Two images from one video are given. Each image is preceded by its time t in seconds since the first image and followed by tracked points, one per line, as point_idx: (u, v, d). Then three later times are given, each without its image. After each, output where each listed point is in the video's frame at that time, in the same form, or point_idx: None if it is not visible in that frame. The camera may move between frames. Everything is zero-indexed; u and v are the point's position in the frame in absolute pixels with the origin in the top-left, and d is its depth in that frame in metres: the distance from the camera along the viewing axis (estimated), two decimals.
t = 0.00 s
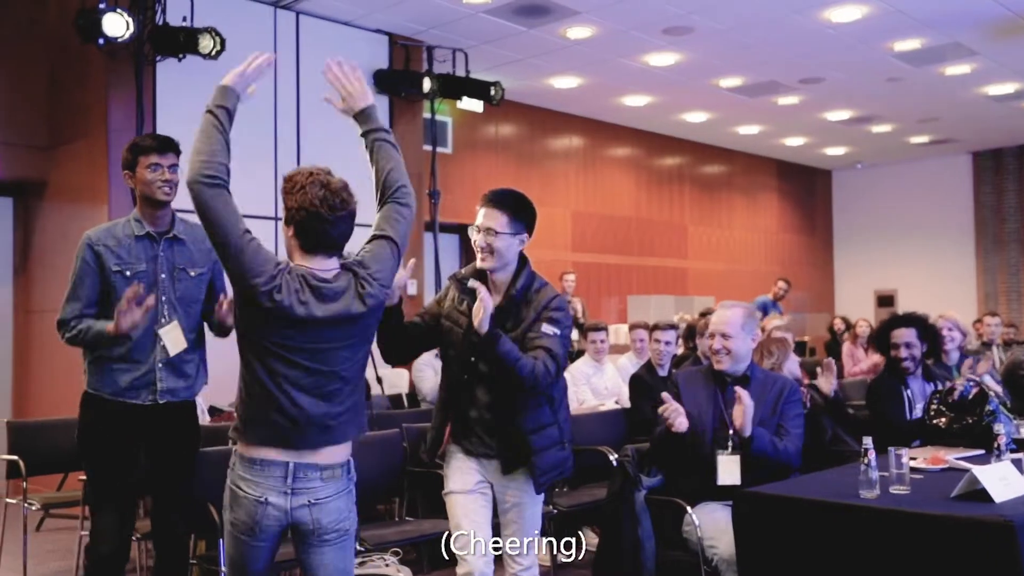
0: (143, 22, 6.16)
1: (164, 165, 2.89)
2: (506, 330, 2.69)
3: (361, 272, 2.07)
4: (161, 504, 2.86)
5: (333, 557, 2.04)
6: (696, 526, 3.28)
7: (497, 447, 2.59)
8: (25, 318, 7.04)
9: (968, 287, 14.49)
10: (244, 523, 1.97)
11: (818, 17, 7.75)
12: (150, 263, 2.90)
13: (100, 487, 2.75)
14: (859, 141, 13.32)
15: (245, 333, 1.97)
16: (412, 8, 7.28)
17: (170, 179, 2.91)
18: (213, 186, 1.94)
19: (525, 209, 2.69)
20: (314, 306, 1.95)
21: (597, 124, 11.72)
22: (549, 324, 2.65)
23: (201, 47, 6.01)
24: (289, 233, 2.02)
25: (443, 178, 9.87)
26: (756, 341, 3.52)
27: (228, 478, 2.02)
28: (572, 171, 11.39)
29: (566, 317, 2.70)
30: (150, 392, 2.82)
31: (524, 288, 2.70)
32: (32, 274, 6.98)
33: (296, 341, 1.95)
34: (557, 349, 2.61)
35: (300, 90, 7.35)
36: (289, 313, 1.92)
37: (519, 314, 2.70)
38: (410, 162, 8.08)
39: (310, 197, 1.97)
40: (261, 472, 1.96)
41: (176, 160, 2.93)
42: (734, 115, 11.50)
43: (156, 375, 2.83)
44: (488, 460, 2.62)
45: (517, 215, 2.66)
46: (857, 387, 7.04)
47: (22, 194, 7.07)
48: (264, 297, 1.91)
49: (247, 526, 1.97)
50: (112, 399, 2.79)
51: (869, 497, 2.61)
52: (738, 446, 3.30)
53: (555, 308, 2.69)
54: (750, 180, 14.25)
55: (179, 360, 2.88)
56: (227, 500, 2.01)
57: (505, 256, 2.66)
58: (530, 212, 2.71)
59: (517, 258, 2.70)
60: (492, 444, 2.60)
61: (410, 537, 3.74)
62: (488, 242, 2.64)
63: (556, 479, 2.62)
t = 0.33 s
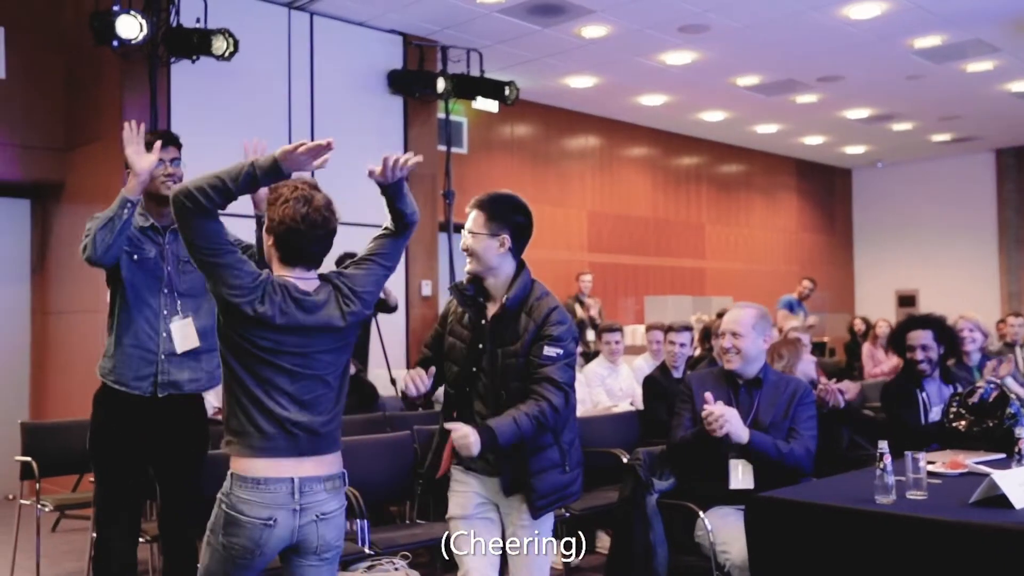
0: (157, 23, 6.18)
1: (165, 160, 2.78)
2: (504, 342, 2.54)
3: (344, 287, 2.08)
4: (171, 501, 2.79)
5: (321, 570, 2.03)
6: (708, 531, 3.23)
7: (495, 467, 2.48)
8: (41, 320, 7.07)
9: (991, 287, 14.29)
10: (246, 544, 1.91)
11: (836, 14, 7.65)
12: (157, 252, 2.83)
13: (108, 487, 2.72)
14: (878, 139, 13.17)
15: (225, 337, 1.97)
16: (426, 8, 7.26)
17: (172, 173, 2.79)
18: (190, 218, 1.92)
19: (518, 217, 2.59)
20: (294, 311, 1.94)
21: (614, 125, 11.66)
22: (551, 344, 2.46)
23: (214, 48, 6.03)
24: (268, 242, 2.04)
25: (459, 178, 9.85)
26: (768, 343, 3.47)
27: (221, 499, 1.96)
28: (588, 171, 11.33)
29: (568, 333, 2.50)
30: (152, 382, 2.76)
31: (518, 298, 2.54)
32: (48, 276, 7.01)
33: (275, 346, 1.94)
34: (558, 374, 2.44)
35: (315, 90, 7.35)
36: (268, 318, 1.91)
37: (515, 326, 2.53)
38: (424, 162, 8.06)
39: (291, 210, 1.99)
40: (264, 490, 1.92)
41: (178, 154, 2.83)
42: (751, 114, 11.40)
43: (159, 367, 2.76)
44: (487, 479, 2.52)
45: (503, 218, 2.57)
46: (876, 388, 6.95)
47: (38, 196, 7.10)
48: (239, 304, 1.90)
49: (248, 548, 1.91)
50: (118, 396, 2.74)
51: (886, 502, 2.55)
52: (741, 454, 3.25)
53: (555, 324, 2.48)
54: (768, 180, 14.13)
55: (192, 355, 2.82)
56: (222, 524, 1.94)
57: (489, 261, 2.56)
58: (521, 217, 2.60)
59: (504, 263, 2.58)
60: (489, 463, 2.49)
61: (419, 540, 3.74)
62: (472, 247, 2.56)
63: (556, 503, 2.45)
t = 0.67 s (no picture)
0: (166, 24, 6.19)
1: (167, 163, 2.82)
2: (504, 338, 2.52)
3: (336, 251, 2.15)
4: (172, 498, 2.77)
5: (329, 533, 2.08)
6: (715, 532, 3.22)
7: (495, 469, 2.51)
8: (51, 321, 7.10)
9: (1006, 286, 14.17)
10: (257, 511, 1.96)
11: (847, 11, 7.60)
12: (158, 244, 2.79)
13: (113, 488, 2.72)
14: (891, 137, 13.08)
15: (219, 309, 2.02)
16: (435, 7, 7.24)
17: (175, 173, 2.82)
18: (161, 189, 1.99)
19: (518, 212, 2.57)
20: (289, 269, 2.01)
21: (623, 123, 11.62)
22: (555, 344, 2.44)
23: (223, 47, 6.04)
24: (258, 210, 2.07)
25: (468, 177, 9.83)
26: (777, 342, 3.45)
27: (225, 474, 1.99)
28: (598, 171, 11.30)
29: (571, 330, 2.48)
30: (150, 375, 2.73)
31: (518, 293, 2.53)
32: (59, 276, 7.04)
33: (272, 308, 2.00)
34: (564, 375, 2.42)
35: (323, 90, 7.35)
36: (264, 275, 1.97)
37: (516, 321, 2.52)
38: (433, 161, 8.06)
39: (278, 177, 2.02)
40: (269, 455, 1.97)
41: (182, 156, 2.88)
42: (762, 112, 11.34)
43: (158, 360, 2.74)
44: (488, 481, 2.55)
45: (502, 212, 2.54)
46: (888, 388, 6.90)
47: (48, 196, 7.13)
48: (234, 263, 1.96)
49: (259, 513, 1.95)
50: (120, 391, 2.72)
51: (895, 503, 2.52)
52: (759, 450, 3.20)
53: (559, 321, 2.48)
54: (780, 178, 14.06)
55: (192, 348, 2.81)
56: (228, 496, 1.98)
57: (486, 256, 2.54)
58: (521, 212, 2.57)
59: (503, 257, 2.55)
60: (491, 464, 2.52)
61: (427, 541, 3.74)
62: (470, 243, 2.55)
63: (556, 504, 2.41)
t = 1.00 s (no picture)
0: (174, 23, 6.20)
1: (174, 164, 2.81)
2: (507, 332, 2.51)
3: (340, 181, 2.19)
4: (177, 498, 2.77)
5: (332, 466, 2.06)
6: (723, 532, 3.19)
7: (496, 464, 2.50)
8: (60, 320, 7.13)
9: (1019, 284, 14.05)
10: (254, 442, 1.94)
11: (858, 7, 7.55)
12: (163, 241, 2.76)
13: (118, 490, 2.71)
14: (902, 134, 13.00)
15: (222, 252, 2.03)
16: (443, 5, 7.23)
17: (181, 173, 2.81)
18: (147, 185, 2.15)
19: (523, 205, 2.55)
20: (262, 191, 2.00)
21: (633, 122, 11.58)
22: (560, 339, 2.42)
23: (230, 47, 6.05)
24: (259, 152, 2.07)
25: (477, 176, 9.81)
26: (786, 341, 3.43)
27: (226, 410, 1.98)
28: (607, 169, 11.27)
29: (576, 324, 2.46)
30: (155, 374, 2.73)
31: (521, 287, 2.50)
32: (68, 275, 7.06)
33: (257, 237, 1.98)
34: (569, 371, 2.40)
35: (331, 89, 7.34)
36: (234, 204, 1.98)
37: (519, 315, 2.50)
38: (441, 159, 8.05)
39: (279, 114, 2.05)
40: (263, 384, 1.96)
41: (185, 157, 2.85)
42: (773, 109, 11.28)
43: (162, 359, 2.73)
44: (490, 478, 2.54)
45: (509, 205, 2.53)
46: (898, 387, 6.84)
47: (58, 196, 7.15)
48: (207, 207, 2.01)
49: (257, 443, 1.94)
50: (125, 388, 2.71)
51: (904, 503, 2.49)
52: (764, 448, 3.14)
53: (563, 315, 2.45)
54: (790, 176, 14.00)
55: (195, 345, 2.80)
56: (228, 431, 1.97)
57: (492, 249, 2.53)
58: (528, 205, 2.56)
59: (510, 251, 2.54)
60: (492, 460, 2.51)
61: (434, 540, 3.74)
62: (476, 236, 2.53)
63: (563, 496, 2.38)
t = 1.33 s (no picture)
0: (183, 23, 6.23)
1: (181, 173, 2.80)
2: (513, 326, 2.49)
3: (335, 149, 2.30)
4: (181, 498, 2.78)
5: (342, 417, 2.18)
6: (731, 531, 3.17)
7: (499, 460, 2.49)
8: (71, 319, 7.15)
9: None
10: (272, 391, 2.03)
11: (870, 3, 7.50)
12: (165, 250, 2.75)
13: (122, 489, 2.70)
14: (914, 131, 12.92)
15: (231, 212, 2.13)
16: (452, 3, 7.23)
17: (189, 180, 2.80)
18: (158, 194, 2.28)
19: (534, 197, 2.54)
20: (255, 149, 2.14)
21: (643, 120, 11.55)
22: (567, 336, 2.41)
23: (239, 45, 6.07)
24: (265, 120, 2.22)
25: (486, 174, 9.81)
26: (795, 340, 3.41)
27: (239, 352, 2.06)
28: (617, 168, 11.24)
29: (583, 321, 2.45)
30: (157, 381, 2.73)
31: (527, 280, 2.49)
32: (79, 274, 7.08)
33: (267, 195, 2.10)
34: (577, 369, 2.39)
35: (340, 87, 7.34)
36: (227, 167, 2.11)
37: (525, 309, 2.48)
38: (451, 158, 8.05)
39: (292, 83, 2.17)
40: (288, 335, 2.05)
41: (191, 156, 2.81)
42: (784, 107, 11.23)
43: (163, 367, 2.74)
44: (492, 475, 2.53)
45: (521, 200, 2.51)
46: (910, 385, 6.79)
47: (69, 195, 7.18)
48: (201, 180, 2.12)
49: (260, 400, 2.03)
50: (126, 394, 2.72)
51: (913, 503, 2.47)
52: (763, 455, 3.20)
53: (570, 310, 2.44)
54: (802, 173, 13.94)
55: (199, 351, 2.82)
56: (241, 377, 2.04)
57: (506, 244, 2.52)
58: (537, 198, 2.55)
59: (521, 246, 2.53)
60: (493, 456, 2.50)
61: (440, 539, 3.73)
62: (486, 229, 2.52)
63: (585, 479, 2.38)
